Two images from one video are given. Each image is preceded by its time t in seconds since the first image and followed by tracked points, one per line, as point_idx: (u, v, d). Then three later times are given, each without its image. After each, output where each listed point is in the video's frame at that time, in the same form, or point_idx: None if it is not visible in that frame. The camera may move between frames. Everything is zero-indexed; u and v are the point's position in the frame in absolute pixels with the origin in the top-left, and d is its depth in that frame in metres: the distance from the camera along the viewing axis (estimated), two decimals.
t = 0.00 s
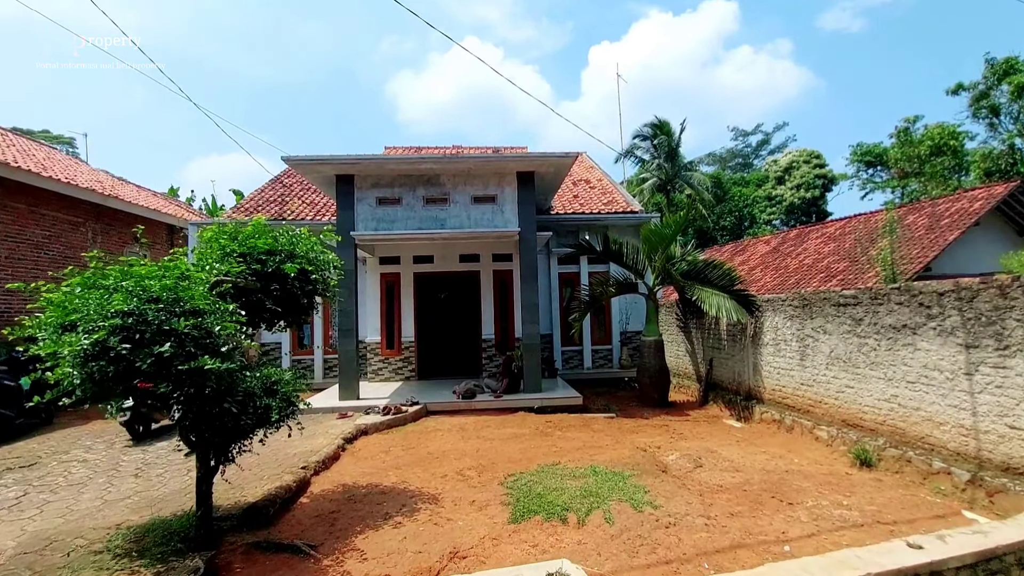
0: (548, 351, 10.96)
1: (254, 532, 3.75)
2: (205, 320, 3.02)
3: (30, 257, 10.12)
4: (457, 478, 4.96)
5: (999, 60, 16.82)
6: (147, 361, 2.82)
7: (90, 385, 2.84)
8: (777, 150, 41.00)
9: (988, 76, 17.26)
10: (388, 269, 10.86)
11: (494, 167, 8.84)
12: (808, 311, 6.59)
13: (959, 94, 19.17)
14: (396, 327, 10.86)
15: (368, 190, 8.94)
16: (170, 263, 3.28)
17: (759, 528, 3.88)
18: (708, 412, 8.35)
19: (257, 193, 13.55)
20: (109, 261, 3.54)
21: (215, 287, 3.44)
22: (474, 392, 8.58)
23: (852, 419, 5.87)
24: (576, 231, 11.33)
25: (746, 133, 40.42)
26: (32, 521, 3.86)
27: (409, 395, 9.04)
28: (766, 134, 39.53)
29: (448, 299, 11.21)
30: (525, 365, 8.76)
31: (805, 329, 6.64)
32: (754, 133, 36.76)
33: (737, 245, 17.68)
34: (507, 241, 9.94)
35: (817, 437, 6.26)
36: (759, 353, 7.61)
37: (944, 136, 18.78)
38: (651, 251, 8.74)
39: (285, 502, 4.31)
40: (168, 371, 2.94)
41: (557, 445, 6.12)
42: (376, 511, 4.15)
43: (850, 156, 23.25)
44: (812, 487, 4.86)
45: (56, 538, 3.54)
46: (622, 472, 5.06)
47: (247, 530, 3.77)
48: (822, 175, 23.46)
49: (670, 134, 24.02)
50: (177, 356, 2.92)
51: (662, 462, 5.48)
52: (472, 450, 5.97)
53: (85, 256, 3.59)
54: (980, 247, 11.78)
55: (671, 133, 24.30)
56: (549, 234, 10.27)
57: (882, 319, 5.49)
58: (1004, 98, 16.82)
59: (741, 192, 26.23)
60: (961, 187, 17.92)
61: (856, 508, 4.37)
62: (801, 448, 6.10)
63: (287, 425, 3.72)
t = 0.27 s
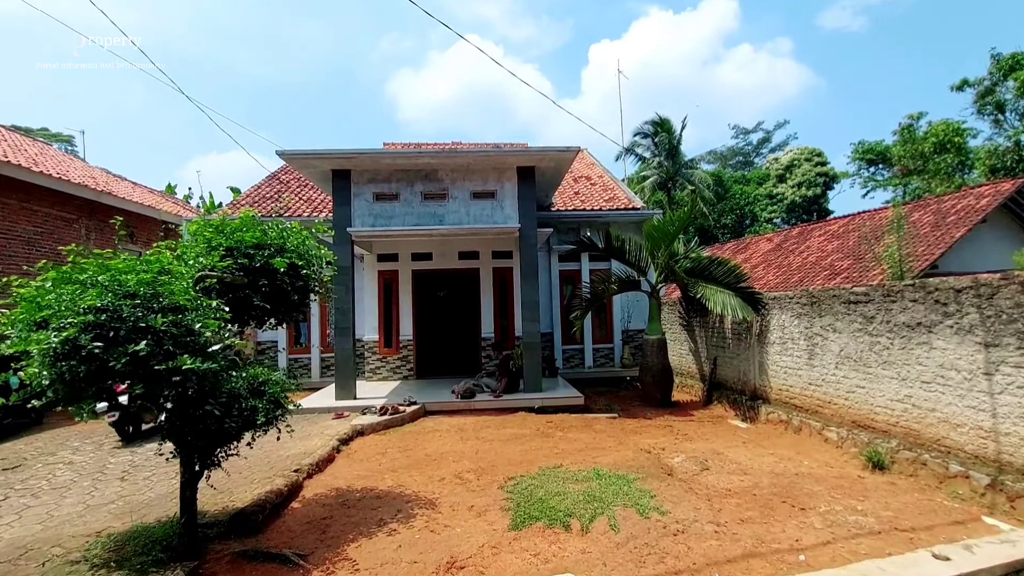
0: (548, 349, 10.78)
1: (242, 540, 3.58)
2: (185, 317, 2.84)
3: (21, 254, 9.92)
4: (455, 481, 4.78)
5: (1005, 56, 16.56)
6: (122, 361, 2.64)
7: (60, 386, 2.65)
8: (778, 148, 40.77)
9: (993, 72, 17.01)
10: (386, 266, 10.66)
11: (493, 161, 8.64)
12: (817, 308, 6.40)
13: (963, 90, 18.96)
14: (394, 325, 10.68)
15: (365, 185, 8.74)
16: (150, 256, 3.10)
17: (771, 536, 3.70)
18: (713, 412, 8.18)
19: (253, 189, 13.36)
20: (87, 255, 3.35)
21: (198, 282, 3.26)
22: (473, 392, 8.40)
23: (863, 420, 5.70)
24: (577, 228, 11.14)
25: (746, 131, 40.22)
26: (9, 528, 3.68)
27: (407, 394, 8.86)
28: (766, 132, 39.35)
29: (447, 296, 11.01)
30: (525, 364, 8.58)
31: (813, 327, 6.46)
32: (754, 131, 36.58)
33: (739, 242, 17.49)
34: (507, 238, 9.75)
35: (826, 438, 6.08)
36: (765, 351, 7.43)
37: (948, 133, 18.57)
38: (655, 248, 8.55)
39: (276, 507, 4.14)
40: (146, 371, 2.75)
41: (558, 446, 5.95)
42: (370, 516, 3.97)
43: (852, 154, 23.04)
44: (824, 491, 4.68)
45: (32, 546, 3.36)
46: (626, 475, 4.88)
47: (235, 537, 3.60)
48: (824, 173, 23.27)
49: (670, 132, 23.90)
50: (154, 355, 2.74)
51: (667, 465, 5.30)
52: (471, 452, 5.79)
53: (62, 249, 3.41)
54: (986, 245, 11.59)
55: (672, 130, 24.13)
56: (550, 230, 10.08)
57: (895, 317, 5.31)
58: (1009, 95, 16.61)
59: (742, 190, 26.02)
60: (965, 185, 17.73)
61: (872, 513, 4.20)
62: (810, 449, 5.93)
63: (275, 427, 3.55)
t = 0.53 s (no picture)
0: (551, 348, 10.59)
1: (233, 551, 3.40)
2: (168, 315, 2.66)
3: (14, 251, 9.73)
4: (457, 486, 4.60)
5: (1012, 52, 16.13)
6: (97, 363, 2.45)
7: (32, 390, 2.47)
8: (778, 146, 40.54)
9: (1000, 68, 16.64)
10: (385, 264, 10.47)
11: (494, 156, 8.45)
12: (829, 306, 6.21)
13: (967, 86, 18.74)
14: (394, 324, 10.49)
15: (364, 181, 8.55)
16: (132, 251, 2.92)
17: (791, 545, 3.52)
18: (720, 413, 7.99)
19: (251, 186, 13.18)
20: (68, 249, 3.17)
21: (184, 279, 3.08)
22: (475, 392, 8.22)
23: (878, 421, 5.51)
24: (580, 225, 10.95)
25: (748, 128, 39.99)
26: None
27: (407, 394, 8.67)
28: (768, 130, 39.13)
29: (447, 296, 10.90)
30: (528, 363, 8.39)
31: (825, 326, 6.26)
32: (756, 129, 36.38)
33: (742, 240, 17.28)
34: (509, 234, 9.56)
35: (839, 441, 5.89)
36: (774, 351, 7.24)
37: (954, 129, 18.34)
38: (660, 244, 8.35)
39: (270, 515, 3.96)
40: (124, 374, 2.57)
41: (563, 449, 5.76)
42: (368, 525, 3.79)
43: (854, 152, 22.82)
44: (842, 497, 4.49)
45: (10, 559, 3.18)
46: (634, 479, 4.70)
47: (226, 548, 3.42)
48: (826, 170, 23.06)
49: (672, 129, 23.73)
50: (133, 357, 2.55)
51: (676, 468, 5.11)
52: (473, 455, 5.61)
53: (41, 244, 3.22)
54: (994, 242, 11.38)
55: (674, 127, 23.94)
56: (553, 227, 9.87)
57: (913, 315, 5.12)
58: (1016, 90, 16.38)
59: (744, 187, 25.80)
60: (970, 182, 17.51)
61: (893, 521, 4.01)
62: (823, 452, 5.75)
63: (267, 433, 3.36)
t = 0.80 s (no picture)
0: (553, 346, 10.45)
1: (225, 560, 3.27)
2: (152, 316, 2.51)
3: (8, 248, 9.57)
4: (459, 490, 4.46)
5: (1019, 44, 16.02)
6: (75, 367, 2.30)
7: (7, 396, 2.33)
8: (780, 142, 40.26)
9: (1007, 61, 16.47)
10: (385, 261, 10.31)
11: (496, 150, 8.28)
12: (839, 303, 6.05)
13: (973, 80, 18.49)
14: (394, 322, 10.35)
15: (363, 175, 8.38)
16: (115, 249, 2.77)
17: (807, 554, 3.38)
18: (726, 412, 7.85)
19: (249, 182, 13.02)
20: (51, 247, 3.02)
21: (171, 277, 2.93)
22: (476, 391, 8.08)
23: (891, 422, 5.37)
24: (583, 221, 10.79)
25: (749, 123, 39.72)
26: None
27: (407, 393, 8.54)
28: (769, 125, 38.87)
29: (449, 292, 10.71)
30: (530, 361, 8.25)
31: (836, 324, 6.11)
32: (757, 124, 36.14)
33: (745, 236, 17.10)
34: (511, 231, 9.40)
35: (850, 441, 5.73)
36: (782, 349, 7.08)
37: (960, 123, 18.10)
38: (665, 241, 8.19)
39: (265, 521, 3.82)
40: (105, 378, 2.42)
41: (567, 450, 5.62)
42: (367, 532, 3.65)
43: (857, 147, 22.60)
44: (857, 501, 4.35)
45: None
46: (642, 482, 4.56)
47: (218, 557, 3.28)
48: (829, 166, 22.85)
49: (673, 124, 23.54)
50: (114, 360, 2.40)
51: (684, 471, 4.97)
52: (475, 456, 5.47)
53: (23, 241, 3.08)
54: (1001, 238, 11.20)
55: (676, 122, 23.72)
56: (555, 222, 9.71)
57: (929, 313, 4.96)
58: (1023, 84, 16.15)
59: (746, 183, 25.59)
60: (975, 177, 17.29)
61: (911, 526, 3.87)
62: (834, 453, 5.60)
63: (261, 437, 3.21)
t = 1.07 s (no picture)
0: (560, 344, 10.28)
1: (219, 567, 3.13)
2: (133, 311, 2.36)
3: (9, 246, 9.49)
4: (463, 493, 4.31)
5: None
6: (51, 366, 2.16)
7: None
8: (788, 138, 39.82)
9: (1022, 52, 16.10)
10: (389, 258, 10.18)
11: (501, 144, 8.11)
12: (857, 299, 5.84)
13: (987, 73, 18.10)
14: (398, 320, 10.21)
15: (365, 171, 8.25)
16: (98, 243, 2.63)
17: (829, 563, 3.20)
18: (737, 412, 7.65)
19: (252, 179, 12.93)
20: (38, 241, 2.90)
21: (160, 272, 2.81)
22: (482, 390, 7.94)
23: (912, 422, 5.16)
24: (589, 217, 10.60)
25: (756, 120, 39.29)
26: None
27: (410, 392, 8.41)
28: (777, 121, 38.45)
29: (454, 290, 10.48)
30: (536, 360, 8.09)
31: (853, 320, 5.90)
32: (765, 120, 35.77)
33: (753, 232, 16.84)
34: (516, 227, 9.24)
35: (869, 442, 5.56)
36: (796, 346, 6.88)
37: (973, 117, 17.71)
38: (674, 236, 7.99)
39: (262, 525, 3.69)
40: (85, 378, 2.27)
41: (575, 451, 5.46)
42: (367, 537, 3.50)
43: (866, 142, 22.24)
44: (879, 505, 4.15)
45: None
46: (653, 485, 4.39)
47: (211, 564, 3.15)
48: (838, 162, 22.52)
49: (680, 120, 23.19)
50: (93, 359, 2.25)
51: (696, 473, 4.79)
52: (480, 457, 5.32)
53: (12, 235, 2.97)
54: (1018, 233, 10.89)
55: (683, 118, 23.45)
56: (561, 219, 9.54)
57: (953, 308, 4.75)
58: None
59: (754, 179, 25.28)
60: (990, 171, 16.92)
61: (939, 533, 3.67)
62: (851, 455, 5.41)
63: (255, 440, 3.07)
